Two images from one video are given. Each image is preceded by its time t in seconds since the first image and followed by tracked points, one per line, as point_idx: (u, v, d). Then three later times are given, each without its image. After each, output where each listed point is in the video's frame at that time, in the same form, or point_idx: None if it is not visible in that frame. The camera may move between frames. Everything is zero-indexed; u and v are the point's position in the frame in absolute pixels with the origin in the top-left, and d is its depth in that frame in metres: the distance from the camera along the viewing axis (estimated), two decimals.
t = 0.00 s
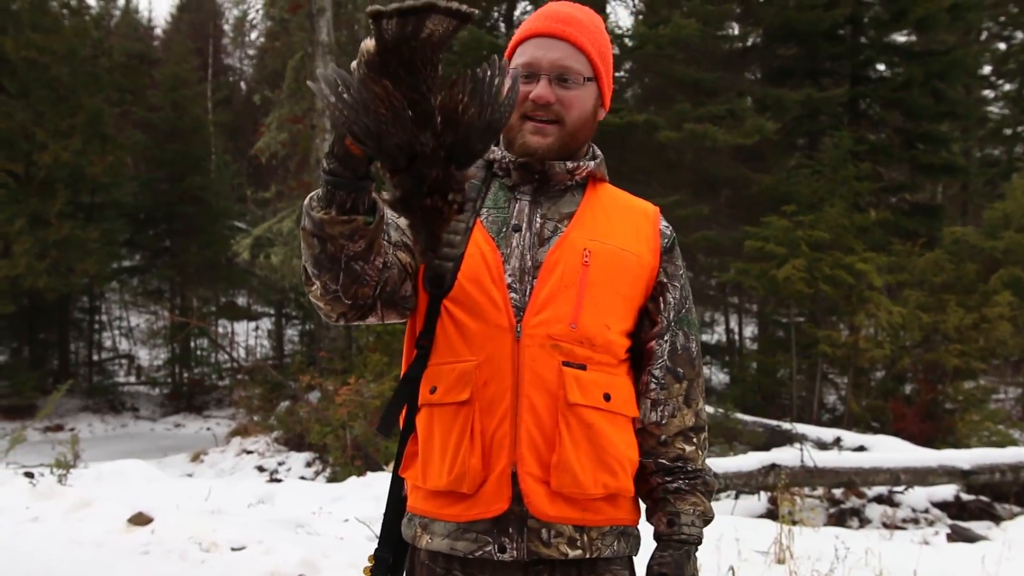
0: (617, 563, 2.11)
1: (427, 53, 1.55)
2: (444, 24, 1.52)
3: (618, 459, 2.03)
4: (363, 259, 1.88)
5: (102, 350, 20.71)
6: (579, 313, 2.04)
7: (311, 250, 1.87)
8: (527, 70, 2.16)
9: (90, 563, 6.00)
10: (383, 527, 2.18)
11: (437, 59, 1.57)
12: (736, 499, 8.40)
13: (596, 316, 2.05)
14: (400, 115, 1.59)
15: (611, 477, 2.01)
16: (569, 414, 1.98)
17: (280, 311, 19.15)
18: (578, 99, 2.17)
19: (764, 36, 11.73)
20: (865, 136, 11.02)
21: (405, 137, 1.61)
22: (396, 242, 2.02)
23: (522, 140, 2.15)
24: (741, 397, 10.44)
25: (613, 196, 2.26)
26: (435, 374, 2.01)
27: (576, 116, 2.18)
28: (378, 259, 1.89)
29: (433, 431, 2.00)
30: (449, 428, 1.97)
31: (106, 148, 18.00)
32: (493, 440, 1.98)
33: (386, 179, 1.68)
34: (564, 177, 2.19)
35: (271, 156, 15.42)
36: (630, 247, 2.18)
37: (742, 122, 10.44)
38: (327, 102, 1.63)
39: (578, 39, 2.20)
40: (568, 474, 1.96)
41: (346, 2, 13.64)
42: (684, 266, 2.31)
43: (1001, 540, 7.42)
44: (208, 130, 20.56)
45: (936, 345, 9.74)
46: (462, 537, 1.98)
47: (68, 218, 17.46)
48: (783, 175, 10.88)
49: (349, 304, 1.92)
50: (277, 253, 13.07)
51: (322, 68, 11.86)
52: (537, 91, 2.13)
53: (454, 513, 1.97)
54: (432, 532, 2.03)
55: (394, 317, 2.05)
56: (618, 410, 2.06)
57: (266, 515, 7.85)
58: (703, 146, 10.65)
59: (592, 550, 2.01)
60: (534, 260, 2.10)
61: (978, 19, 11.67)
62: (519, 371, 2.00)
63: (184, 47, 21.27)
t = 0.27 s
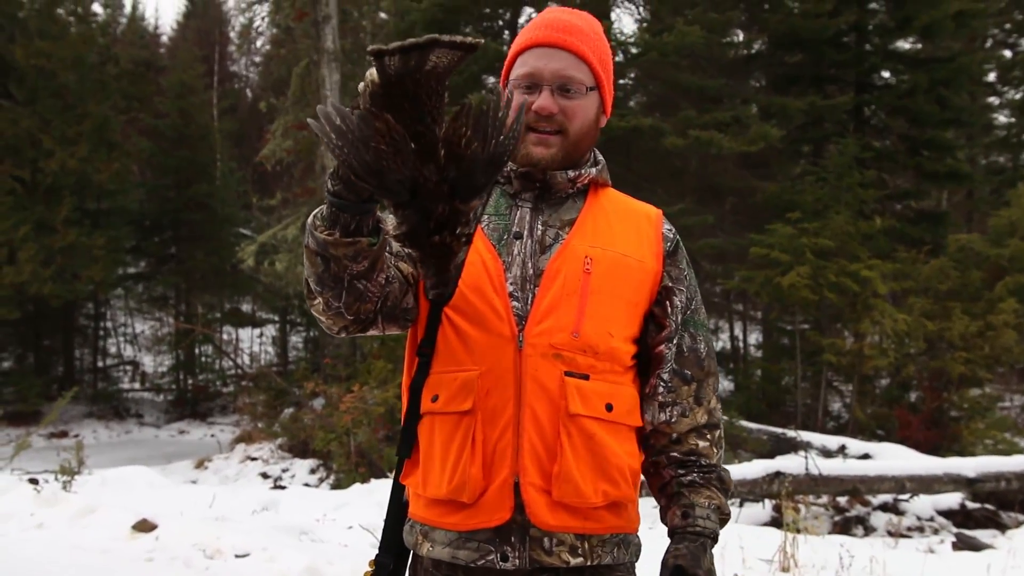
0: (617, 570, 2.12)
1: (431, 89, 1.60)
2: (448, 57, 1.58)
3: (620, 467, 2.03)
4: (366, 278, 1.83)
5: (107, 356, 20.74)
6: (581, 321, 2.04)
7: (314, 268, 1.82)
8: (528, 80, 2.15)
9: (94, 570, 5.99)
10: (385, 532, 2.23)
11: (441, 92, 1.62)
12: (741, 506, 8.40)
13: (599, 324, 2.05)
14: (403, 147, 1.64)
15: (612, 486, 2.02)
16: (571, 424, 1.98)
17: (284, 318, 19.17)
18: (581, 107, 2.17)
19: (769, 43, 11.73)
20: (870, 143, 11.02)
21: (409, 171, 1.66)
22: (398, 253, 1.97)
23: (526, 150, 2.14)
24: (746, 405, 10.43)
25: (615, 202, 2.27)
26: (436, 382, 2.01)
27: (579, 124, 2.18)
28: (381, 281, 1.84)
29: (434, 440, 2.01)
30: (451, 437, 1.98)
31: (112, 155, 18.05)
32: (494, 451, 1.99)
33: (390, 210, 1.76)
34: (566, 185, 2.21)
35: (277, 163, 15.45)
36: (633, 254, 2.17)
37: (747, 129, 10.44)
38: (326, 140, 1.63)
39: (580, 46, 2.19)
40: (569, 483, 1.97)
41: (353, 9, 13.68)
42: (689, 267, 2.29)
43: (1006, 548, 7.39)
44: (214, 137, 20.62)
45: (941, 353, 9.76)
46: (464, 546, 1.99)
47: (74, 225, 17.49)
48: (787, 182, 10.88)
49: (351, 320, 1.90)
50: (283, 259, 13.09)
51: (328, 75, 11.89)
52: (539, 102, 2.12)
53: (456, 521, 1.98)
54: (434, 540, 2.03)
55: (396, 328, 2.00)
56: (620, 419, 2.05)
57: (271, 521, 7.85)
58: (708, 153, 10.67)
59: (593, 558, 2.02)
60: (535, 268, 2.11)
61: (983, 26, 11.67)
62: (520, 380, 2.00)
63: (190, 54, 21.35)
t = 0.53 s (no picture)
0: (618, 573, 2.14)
1: (452, 113, 1.70)
2: (470, 78, 1.71)
3: (628, 473, 2.02)
4: (380, 295, 1.88)
5: (108, 360, 20.75)
6: (585, 326, 1.99)
7: (329, 285, 1.86)
8: (533, 88, 2.15)
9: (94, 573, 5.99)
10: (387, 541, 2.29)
11: (462, 116, 1.71)
12: (742, 511, 8.39)
13: (604, 327, 1.99)
14: (423, 170, 1.64)
15: (618, 493, 2.00)
16: (576, 433, 1.96)
17: (286, 322, 19.19)
18: (585, 115, 2.16)
19: (771, 48, 11.71)
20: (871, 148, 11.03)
21: (426, 194, 1.63)
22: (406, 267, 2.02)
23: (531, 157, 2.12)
24: (747, 410, 10.42)
25: (616, 206, 2.24)
26: (441, 389, 2.04)
27: (583, 132, 2.16)
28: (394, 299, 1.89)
29: (440, 446, 2.03)
30: (456, 443, 2.00)
31: (114, 159, 18.07)
32: (500, 458, 1.99)
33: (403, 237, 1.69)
34: (569, 191, 2.19)
35: (278, 167, 15.46)
36: (632, 253, 2.08)
37: (749, 134, 10.44)
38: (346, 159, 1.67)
39: (583, 56, 2.20)
40: (573, 490, 1.95)
41: (355, 14, 13.70)
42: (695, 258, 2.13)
43: (1007, 554, 7.38)
44: (215, 141, 20.62)
45: (943, 358, 9.67)
46: (469, 552, 2.01)
47: (76, 229, 17.50)
48: (789, 187, 10.89)
49: (364, 336, 1.93)
50: (284, 263, 13.08)
51: (330, 80, 11.90)
52: (546, 109, 2.12)
53: (463, 527, 2.00)
54: (438, 546, 2.05)
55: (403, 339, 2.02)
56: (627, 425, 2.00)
57: (271, 526, 7.84)
58: (709, 158, 10.66)
59: (597, 563, 2.03)
60: (539, 275, 2.12)
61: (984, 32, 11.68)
62: (525, 387, 2.00)
63: (193, 58, 21.37)
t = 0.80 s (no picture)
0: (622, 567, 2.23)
1: (465, 132, 1.69)
2: (480, 99, 1.66)
3: (625, 462, 2.12)
4: (391, 304, 1.98)
5: (109, 359, 20.75)
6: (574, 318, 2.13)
7: (342, 295, 1.95)
8: (533, 90, 2.25)
9: (96, 572, 6.00)
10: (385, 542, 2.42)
11: (476, 135, 1.71)
12: (743, 511, 8.41)
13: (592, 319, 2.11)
14: (438, 195, 1.67)
15: (617, 483, 2.10)
16: (573, 423, 2.08)
17: (287, 321, 19.17)
18: (584, 115, 2.27)
19: (772, 47, 11.71)
20: (872, 148, 11.02)
21: (443, 219, 1.70)
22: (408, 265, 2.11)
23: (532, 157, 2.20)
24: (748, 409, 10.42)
25: (612, 199, 2.35)
26: (437, 386, 2.18)
27: (583, 131, 2.27)
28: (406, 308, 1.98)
29: (437, 441, 2.15)
30: (453, 439, 2.11)
31: (115, 158, 18.09)
32: (496, 453, 2.11)
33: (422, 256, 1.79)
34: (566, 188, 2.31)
35: (279, 167, 15.46)
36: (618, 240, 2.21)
37: (751, 133, 10.44)
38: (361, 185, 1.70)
39: (581, 58, 2.32)
40: (570, 482, 2.05)
41: (356, 14, 13.70)
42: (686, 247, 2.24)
43: (1009, 554, 7.38)
44: (217, 140, 20.63)
45: (944, 358, 9.76)
46: (467, 548, 2.11)
47: (77, 228, 17.51)
48: (790, 187, 10.89)
49: (375, 339, 2.08)
50: (286, 262, 13.07)
51: (332, 79, 11.89)
52: (545, 110, 2.22)
53: (460, 522, 2.09)
54: (436, 544, 2.16)
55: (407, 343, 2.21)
56: (624, 415, 2.11)
57: (272, 524, 7.85)
58: (711, 158, 10.67)
59: (598, 557, 2.12)
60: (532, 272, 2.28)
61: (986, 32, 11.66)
62: (520, 380, 2.13)
63: (194, 57, 21.38)
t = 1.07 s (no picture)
0: (613, 570, 2.23)
1: (458, 151, 1.64)
2: (471, 116, 1.58)
3: (615, 467, 2.13)
4: (381, 314, 2.01)
5: (110, 359, 20.75)
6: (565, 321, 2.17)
7: (333, 305, 2.01)
8: (520, 90, 2.26)
9: (96, 571, 6.00)
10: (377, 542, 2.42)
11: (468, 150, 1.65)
12: (744, 511, 8.40)
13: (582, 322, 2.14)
14: (431, 213, 1.70)
15: (604, 487, 2.12)
16: (561, 426, 2.11)
17: (288, 321, 19.16)
18: (573, 115, 2.27)
19: (773, 47, 11.70)
20: (873, 148, 11.02)
21: (436, 237, 1.73)
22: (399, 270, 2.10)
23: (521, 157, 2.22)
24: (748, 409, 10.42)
25: (605, 199, 2.37)
26: (428, 387, 2.22)
27: (572, 131, 2.28)
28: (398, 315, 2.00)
29: (427, 442, 2.19)
30: (442, 441, 2.15)
31: (116, 157, 18.10)
32: (485, 454, 2.14)
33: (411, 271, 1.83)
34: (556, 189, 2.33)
35: (280, 166, 15.47)
36: (612, 244, 2.23)
37: (751, 133, 10.44)
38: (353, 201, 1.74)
39: (570, 57, 2.32)
40: (557, 485, 2.08)
41: (357, 13, 13.69)
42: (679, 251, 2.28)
43: (1009, 554, 7.38)
44: (217, 140, 20.64)
45: (945, 358, 9.78)
46: (455, 550, 2.14)
47: (78, 227, 17.52)
48: (791, 187, 10.90)
49: (366, 347, 2.12)
50: (287, 261, 13.06)
51: (332, 79, 11.89)
52: (533, 110, 2.22)
53: (448, 524, 2.13)
54: (425, 545, 2.20)
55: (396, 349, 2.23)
56: (612, 417, 2.13)
57: (273, 524, 7.85)
58: (712, 158, 10.66)
59: (585, 561, 2.13)
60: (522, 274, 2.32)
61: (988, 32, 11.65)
62: (510, 383, 2.16)
63: (195, 56, 21.39)
